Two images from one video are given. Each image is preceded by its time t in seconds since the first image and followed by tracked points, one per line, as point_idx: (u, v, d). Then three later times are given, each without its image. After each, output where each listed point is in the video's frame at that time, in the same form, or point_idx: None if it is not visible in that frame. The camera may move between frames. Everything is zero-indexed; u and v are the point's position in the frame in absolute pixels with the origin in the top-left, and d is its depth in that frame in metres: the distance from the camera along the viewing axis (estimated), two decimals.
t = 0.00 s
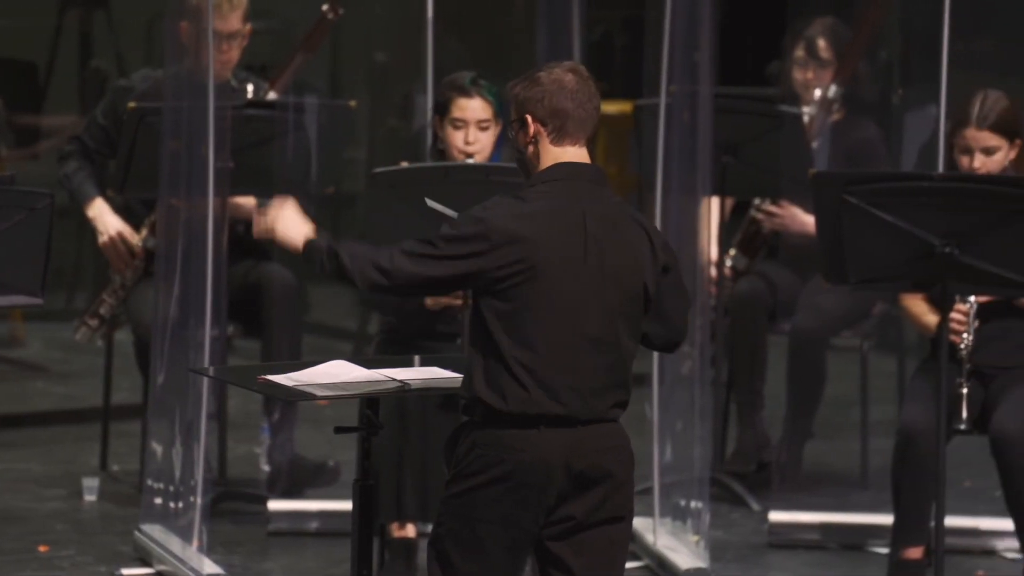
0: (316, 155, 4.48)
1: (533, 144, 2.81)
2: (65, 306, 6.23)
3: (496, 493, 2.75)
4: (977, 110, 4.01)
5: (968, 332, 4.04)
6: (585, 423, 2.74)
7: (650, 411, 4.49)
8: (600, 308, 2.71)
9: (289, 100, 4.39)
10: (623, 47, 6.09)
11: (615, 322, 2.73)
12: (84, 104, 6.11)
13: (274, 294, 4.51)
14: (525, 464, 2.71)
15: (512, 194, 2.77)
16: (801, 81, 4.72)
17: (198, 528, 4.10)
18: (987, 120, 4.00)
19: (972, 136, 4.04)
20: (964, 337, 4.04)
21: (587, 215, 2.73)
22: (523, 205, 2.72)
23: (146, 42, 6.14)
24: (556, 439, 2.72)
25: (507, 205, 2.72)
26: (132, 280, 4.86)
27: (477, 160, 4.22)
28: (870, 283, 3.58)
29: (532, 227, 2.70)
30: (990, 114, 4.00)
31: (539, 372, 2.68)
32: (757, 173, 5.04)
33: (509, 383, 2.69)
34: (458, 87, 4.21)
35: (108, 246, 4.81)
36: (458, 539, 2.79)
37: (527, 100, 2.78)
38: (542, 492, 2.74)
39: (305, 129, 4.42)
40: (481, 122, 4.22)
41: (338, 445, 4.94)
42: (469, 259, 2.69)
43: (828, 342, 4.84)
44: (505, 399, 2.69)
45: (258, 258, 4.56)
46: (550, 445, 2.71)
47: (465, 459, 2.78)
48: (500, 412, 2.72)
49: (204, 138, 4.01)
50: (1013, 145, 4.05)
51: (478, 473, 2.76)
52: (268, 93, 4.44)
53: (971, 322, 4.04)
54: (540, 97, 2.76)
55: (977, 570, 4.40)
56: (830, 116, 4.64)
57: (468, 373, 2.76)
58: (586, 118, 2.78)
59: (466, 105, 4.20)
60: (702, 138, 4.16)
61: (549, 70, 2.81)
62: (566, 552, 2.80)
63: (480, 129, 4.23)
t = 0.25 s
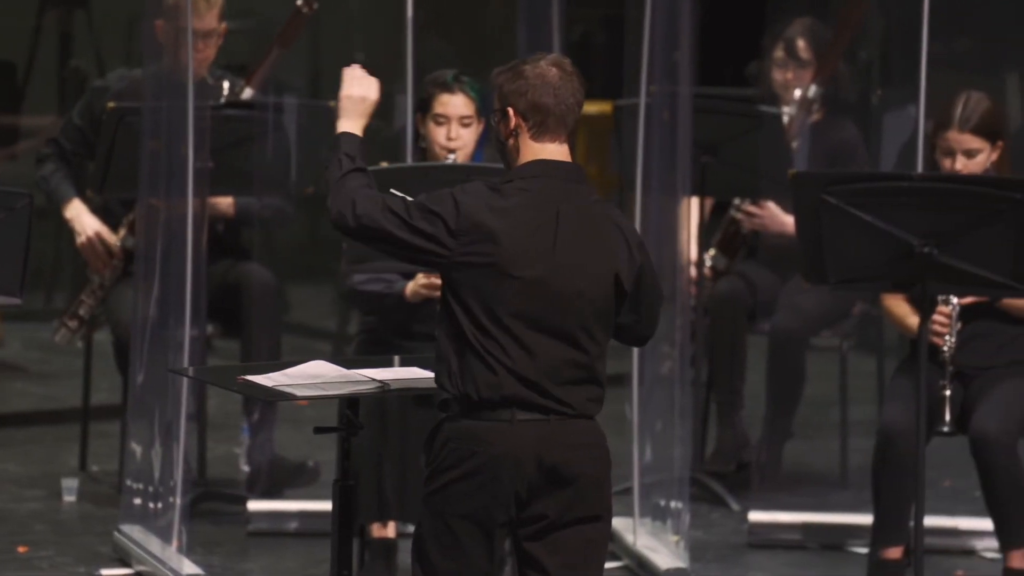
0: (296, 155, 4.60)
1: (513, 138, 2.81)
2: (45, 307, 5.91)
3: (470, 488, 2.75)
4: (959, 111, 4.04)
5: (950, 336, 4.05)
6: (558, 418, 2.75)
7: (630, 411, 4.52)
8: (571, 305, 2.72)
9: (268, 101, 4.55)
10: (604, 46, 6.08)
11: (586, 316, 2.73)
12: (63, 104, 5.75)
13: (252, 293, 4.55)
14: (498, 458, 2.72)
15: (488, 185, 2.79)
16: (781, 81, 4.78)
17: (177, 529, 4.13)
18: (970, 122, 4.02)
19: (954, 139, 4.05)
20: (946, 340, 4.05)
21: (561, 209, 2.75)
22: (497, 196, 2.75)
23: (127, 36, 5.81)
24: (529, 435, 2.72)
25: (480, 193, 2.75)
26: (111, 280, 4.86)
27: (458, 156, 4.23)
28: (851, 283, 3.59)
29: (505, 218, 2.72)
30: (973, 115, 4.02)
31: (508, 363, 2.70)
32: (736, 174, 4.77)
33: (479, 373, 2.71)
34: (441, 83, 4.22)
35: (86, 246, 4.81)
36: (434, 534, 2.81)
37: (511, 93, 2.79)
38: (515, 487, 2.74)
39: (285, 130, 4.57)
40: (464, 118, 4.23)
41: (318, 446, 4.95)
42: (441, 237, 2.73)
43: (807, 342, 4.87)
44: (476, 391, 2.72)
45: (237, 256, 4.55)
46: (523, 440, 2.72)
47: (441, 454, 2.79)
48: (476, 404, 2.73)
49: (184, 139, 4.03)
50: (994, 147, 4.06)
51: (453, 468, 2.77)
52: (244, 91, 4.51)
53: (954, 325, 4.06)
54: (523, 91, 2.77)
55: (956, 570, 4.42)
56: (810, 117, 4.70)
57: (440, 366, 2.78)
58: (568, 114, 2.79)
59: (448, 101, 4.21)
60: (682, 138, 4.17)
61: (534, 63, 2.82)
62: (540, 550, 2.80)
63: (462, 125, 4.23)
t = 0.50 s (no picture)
0: (277, 152, 4.64)
1: (486, 144, 2.83)
2: (24, 307, 5.91)
3: (452, 490, 2.77)
4: (936, 110, 4.06)
5: (929, 333, 4.06)
6: (541, 421, 2.76)
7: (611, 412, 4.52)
8: (553, 305, 2.73)
9: (248, 100, 4.56)
10: (584, 47, 6.10)
11: (569, 317, 2.74)
12: (43, 105, 5.74)
13: (231, 294, 4.54)
14: (480, 460, 2.73)
15: (467, 190, 2.81)
16: (760, 82, 4.83)
17: (158, 529, 4.13)
18: (946, 121, 4.05)
19: (930, 138, 4.07)
20: (924, 338, 4.06)
21: (540, 211, 2.76)
22: (476, 200, 2.76)
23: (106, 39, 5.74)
24: (510, 438, 2.73)
25: (460, 200, 2.77)
26: (90, 281, 4.85)
27: (443, 155, 4.25)
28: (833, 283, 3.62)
29: (484, 221, 2.73)
30: (949, 115, 4.04)
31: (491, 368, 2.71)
32: (716, 174, 4.95)
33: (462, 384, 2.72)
34: (424, 82, 4.24)
35: (64, 247, 4.82)
36: (414, 537, 2.81)
37: (479, 99, 2.81)
38: (498, 490, 2.75)
39: (267, 129, 4.59)
40: (448, 116, 4.24)
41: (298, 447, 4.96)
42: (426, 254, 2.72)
43: (788, 341, 4.95)
44: (458, 397, 2.72)
45: (215, 257, 4.55)
46: (504, 443, 2.73)
47: (423, 456, 2.80)
48: (458, 409, 2.74)
49: (164, 140, 4.03)
50: (972, 146, 4.10)
51: (435, 469, 2.78)
52: (220, 88, 4.50)
53: (931, 322, 4.06)
54: (490, 96, 2.79)
55: (936, 569, 4.45)
56: (791, 116, 4.71)
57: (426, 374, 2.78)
58: (540, 115, 2.81)
59: (431, 99, 4.22)
60: (662, 138, 4.18)
61: (502, 69, 2.84)
62: (523, 551, 2.83)
63: (446, 123, 4.25)
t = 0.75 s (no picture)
0: (255, 155, 4.59)
1: (461, 150, 2.84)
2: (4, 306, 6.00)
3: (432, 493, 2.77)
4: (907, 108, 4.08)
5: (903, 329, 4.05)
6: (519, 423, 2.78)
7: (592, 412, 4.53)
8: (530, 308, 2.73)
9: (227, 100, 4.54)
10: (564, 48, 6.11)
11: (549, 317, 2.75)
12: (23, 105, 5.78)
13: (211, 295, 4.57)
14: (459, 463, 2.74)
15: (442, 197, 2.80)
16: (740, 82, 4.88)
17: (137, 530, 4.11)
18: (915, 118, 4.06)
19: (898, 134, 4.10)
20: (898, 332, 4.05)
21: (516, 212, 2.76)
22: (452, 206, 2.75)
23: (87, 43, 5.68)
24: (489, 439, 2.75)
25: (436, 208, 2.76)
26: (69, 281, 4.85)
27: (424, 157, 4.26)
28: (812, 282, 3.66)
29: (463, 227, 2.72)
30: (919, 113, 4.05)
31: (473, 373, 2.71)
32: (697, 175, 4.86)
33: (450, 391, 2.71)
34: (403, 83, 4.24)
35: (43, 247, 4.77)
36: (395, 540, 2.82)
37: (453, 104, 2.83)
38: (478, 492, 2.76)
39: (246, 130, 4.57)
40: (428, 118, 4.23)
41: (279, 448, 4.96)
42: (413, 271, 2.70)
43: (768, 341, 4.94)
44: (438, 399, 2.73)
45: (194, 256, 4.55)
46: (483, 445, 2.74)
47: (402, 459, 2.82)
48: (437, 413, 2.75)
49: (144, 139, 4.01)
50: (943, 142, 4.10)
51: (413, 472, 2.79)
52: (202, 89, 4.52)
53: (904, 319, 4.05)
54: (463, 101, 2.81)
55: (915, 569, 4.47)
56: (770, 116, 4.81)
57: (406, 377, 2.79)
58: (513, 117, 2.82)
59: (411, 101, 4.23)
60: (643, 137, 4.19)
61: (474, 74, 2.85)
62: (504, 552, 2.84)
63: (426, 125, 4.24)
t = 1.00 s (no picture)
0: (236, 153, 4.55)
1: (440, 143, 2.86)
2: None
3: (404, 491, 2.79)
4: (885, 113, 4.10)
5: (883, 334, 4.10)
6: (492, 422, 2.79)
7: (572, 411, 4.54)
8: (502, 307, 2.75)
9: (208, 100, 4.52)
10: (544, 50, 6.12)
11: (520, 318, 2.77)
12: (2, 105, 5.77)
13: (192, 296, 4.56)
14: (432, 461, 2.76)
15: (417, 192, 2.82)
16: (722, 81, 4.99)
17: (117, 530, 4.13)
18: (895, 123, 4.09)
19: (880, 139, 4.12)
20: (879, 339, 4.10)
21: (490, 212, 2.78)
22: (426, 203, 2.77)
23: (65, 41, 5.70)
24: (461, 439, 2.76)
25: (409, 204, 2.78)
26: (49, 282, 4.84)
27: (398, 157, 4.26)
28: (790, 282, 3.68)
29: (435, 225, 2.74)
30: (897, 117, 4.08)
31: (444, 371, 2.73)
32: (675, 173, 4.88)
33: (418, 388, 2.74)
34: (379, 85, 4.25)
35: (24, 246, 4.78)
36: (370, 537, 2.83)
37: (433, 98, 2.83)
38: (450, 490, 2.78)
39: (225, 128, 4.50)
40: (403, 120, 4.25)
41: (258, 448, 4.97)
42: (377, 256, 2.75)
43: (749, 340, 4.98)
44: (412, 398, 2.74)
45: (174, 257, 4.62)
46: (457, 443, 2.75)
47: (376, 457, 2.83)
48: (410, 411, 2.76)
49: (124, 139, 4.02)
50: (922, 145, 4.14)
51: (386, 470, 2.81)
52: (183, 91, 4.47)
53: (886, 323, 4.10)
54: (444, 96, 2.81)
55: (894, 569, 4.49)
56: (751, 116, 4.89)
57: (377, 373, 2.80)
58: (492, 114, 2.82)
59: (387, 102, 4.23)
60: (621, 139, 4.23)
61: (456, 67, 2.85)
62: (478, 551, 2.85)
63: (401, 126, 4.26)
